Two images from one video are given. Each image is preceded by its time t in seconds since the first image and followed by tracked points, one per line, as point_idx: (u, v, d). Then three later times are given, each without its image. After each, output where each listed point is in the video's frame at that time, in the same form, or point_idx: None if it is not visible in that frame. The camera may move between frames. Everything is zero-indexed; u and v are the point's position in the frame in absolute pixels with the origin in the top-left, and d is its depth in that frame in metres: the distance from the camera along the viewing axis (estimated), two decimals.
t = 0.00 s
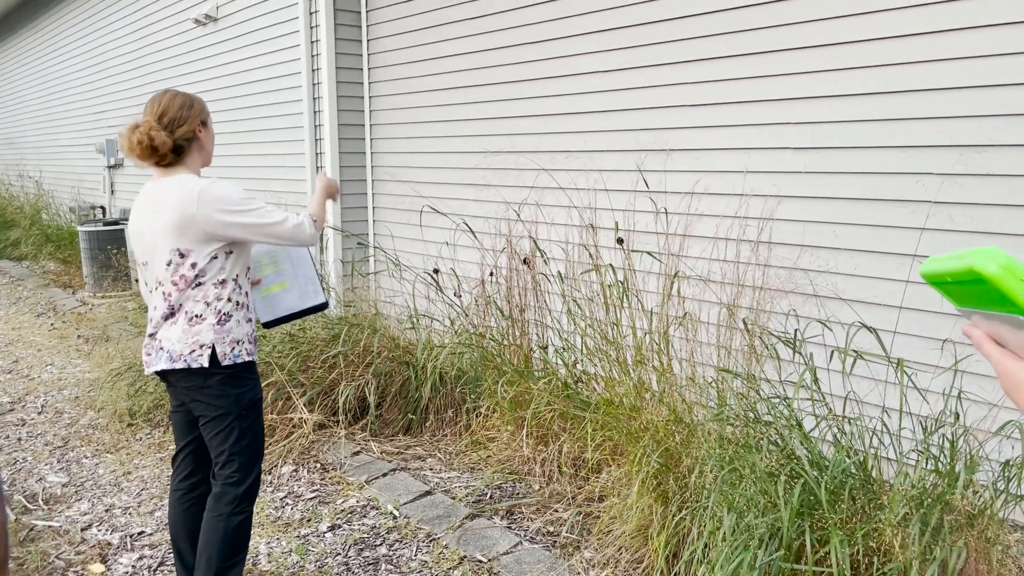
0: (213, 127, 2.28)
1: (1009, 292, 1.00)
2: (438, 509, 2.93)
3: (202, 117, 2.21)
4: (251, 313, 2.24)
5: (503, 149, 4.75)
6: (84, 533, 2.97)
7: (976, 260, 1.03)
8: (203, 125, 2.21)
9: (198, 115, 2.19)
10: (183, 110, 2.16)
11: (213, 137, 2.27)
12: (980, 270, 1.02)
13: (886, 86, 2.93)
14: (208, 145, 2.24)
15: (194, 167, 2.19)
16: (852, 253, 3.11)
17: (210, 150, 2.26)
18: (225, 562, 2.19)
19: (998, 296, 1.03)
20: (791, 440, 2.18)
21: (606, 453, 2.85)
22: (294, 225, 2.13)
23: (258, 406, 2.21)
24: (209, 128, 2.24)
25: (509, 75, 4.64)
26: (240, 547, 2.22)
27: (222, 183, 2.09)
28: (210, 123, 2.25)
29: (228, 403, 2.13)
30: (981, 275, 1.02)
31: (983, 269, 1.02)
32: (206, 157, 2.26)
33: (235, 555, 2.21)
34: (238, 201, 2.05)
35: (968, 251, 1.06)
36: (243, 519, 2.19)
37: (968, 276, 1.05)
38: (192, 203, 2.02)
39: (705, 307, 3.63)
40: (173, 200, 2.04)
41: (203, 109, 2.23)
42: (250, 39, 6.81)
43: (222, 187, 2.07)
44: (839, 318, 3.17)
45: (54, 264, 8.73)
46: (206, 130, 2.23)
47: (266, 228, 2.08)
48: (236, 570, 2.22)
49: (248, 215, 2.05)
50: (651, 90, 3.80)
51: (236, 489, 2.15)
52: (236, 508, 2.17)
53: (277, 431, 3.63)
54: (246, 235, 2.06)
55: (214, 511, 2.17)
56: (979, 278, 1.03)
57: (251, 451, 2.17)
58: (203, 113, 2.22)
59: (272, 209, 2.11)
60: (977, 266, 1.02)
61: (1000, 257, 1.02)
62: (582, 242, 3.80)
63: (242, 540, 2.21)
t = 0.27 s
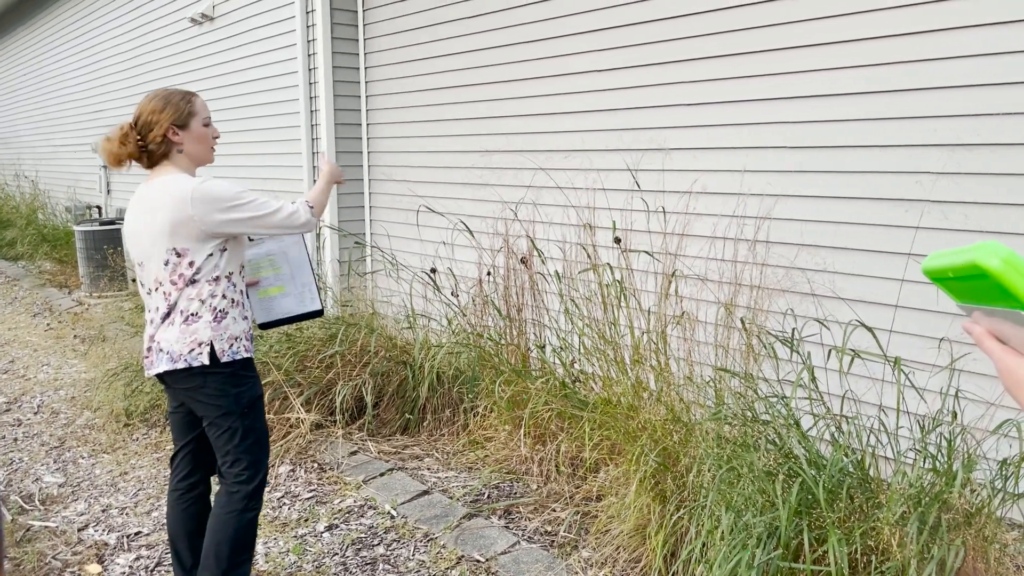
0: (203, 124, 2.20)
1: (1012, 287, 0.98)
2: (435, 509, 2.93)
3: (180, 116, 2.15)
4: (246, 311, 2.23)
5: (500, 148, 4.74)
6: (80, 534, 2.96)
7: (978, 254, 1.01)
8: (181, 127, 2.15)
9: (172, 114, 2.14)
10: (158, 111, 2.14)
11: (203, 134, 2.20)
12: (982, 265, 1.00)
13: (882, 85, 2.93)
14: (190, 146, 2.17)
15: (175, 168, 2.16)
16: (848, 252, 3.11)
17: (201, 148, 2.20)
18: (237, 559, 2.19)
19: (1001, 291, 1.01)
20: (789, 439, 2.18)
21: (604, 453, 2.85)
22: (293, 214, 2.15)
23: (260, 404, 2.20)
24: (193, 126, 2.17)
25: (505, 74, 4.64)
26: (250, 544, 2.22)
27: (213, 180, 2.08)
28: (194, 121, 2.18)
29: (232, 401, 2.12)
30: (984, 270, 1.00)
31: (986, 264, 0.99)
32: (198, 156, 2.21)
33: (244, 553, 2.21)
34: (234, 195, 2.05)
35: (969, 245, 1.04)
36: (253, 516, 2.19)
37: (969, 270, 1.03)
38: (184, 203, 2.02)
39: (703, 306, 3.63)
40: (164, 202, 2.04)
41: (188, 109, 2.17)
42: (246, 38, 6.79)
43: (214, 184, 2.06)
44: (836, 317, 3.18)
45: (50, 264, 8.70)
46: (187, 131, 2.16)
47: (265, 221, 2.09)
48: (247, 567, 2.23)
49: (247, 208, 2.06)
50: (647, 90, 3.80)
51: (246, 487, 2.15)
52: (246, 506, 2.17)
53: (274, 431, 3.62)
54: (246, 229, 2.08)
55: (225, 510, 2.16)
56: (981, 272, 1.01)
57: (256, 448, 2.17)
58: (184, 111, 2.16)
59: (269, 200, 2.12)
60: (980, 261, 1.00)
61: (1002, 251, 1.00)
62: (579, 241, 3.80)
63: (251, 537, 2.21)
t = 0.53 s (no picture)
0: (200, 122, 2.15)
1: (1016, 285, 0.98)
2: (434, 508, 2.93)
3: (175, 115, 2.12)
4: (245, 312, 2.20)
5: (498, 146, 4.74)
6: (78, 533, 2.95)
7: (983, 251, 1.01)
8: (178, 125, 2.13)
9: (167, 114, 2.12)
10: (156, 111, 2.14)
11: (202, 132, 2.15)
12: (987, 262, 1.00)
13: (880, 83, 2.93)
14: (187, 145, 2.14)
15: (173, 167, 2.14)
16: (846, 250, 3.11)
17: (200, 146, 2.16)
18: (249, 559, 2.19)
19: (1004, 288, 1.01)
20: (788, 437, 2.18)
21: (602, 451, 2.84)
22: (285, 217, 2.05)
23: (258, 402, 2.17)
24: (189, 124, 2.14)
25: (504, 73, 4.63)
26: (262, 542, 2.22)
27: (210, 181, 2.07)
28: (191, 119, 2.14)
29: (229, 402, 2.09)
30: (989, 267, 1.00)
31: (990, 261, 1.00)
32: (199, 154, 2.17)
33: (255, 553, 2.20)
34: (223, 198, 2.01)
35: (973, 241, 1.04)
36: (259, 516, 2.18)
37: (974, 267, 1.03)
38: (178, 204, 2.01)
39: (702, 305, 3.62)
40: (161, 203, 2.04)
41: (185, 107, 2.14)
42: (244, 37, 6.77)
43: (209, 185, 2.04)
44: (835, 315, 3.18)
45: (47, 263, 8.68)
46: (184, 130, 2.13)
47: (253, 226, 2.03)
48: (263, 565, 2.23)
49: (233, 212, 2.01)
50: (646, 88, 3.79)
51: (248, 488, 2.13)
52: (251, 507, 2.15)
53: (272, 430, 3.62)
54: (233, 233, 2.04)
55: (230, 513, 2.15)
56: (985, 269, 1.01)
57: (255, 449, 2.14)
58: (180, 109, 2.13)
59: (260, 204, 2.05)
60: (984, 257, 1.01)
61: (1006, 248, 1.00)
62: (578, 240, 3.80)
63: (260, 538, 2.20)
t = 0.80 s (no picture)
0: (216, 117, 2.11)
1: (1020, 278, 0.98)
2: (432, 506, 2.92)
3: (190, 110, 2.09)
4: (255, 313, 2.18)
5: (496, 144, 4.73)
6: (76, 532, 2.95)
7: (986, 244, 1.01)
8: (192, 121, 2.10)
9: (182, 109, 2.09)
10: (171, 105, 2.10)
11: (217, 127, 2.12)
12: (991, 254, 1.00)
13: (879, 81, 2.92)
14: (201, 141, 2.12)
15: (187, 163, 2.12)
16: (845, 248, 3.11)
17: (215, 142, 2.13)
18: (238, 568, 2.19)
19: (1007, 281, 1.01)
20: (787, 435, 2.17)
21: (600, 449, 2.84)
22: (285, 213, 1.97)
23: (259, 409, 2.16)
24: (204, 120, 2.10)
25: (501, 71, 4.62)
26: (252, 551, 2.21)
27: (216, 179, 2.03)
28: (206, 114, 2.10)
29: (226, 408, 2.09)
30: (992, 259, 1.00)
31: (994, 254, 0.99)
32: (214, 150, 2.14)
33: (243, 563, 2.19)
34: (225, 195, 1.97)
35: (978, 234, 1.04)
36: (248, 526, 2.17)
37: (977, 260, 1.03)
38: (182, 203, 1.99)
39: (700, 303, 3.62)
40: (167, 199, 2.02)
41: (198, 101, 2.10)
42: (240, 34, 6.76)
43: (213, 182, 2.00)
44: (833, 313, 3.18)
45: (44, 261, 8.67)
46: (198, 125, 2.10)
47: (254, 225, 1.96)
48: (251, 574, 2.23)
49: (234, 209, 1.96)
50: (644, 86, 3.79)
51: (239, 496, 2.14)
52: (241, 516, 2.15)
53: (269, 429, 3.61)
54: (234, 232, 1.99)
55: (218, 521, 2.15)
56: (989, 262, 1.01)
57: (250, 456, 2.14)
58: (194, 104, 2.09)
59: (262, 199, 1.98)
60: (988, 250, 1.00)
61: (1011, 241, 1.00)
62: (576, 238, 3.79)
63: (248, 548, 2.19)
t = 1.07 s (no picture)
0: (233, 116, 2.09)
1: None
2: (430, 504, 2.92)
3: (207, 106, 2.07)
4: (266, 317, 2.16)
5: (494, 142, 4.72)
6: (74, 530, 2.94)
7: (996, 231, 1.01)
8: (209, 117, 2.08)
9: (200, 104, 2.07)
10: (190, 98, 2.08)
11: (234, 127, 2.09)
12: (999, 242, 1.00)
13: (877, 78, 2.92)
14: (216, 138, 2.10)
15: (200, 160, 2.11)
16: (843, 245, 3.11)
17: (230, 141, 2.10)
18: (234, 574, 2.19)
19: (1014, 269, 1.01)
20: (785, 432, 2.17)
21: (598, 447, 2.84)
22: (291, 219, 1.92)
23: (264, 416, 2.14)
24: (220, 117, 2.08)
25: (499, 68, 4.61)
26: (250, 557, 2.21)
27: (228, 178, 2.02)
28: (224, 112, 2.08)
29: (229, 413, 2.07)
30: (1001, 246, 1.00)
31: (1002, 241, 1.00)
32: (228, 150, 2.12)
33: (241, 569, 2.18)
34: (234, 196, 1.95)
35: (988, 221, 1.04)
36: (248, 533, 2.17)
37: (985, 248, 1.03)
38: (190, 201, 1.97)
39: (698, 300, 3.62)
40: (176, 197, 2.01)
41: (217, 97, 2.08)
42: (238, 31, 6.74)
43: (223, 182, 1.99)
44: (831, 311, 3.18)
45: (41, 259, 8.65)
46: (214, 122, 2.08)
47: (260, 227, 1.94)
48: None
49: (240, 210, 1.94)
50: (642, 83, 3.78)
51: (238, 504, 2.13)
52: (239, 524, 2.15)
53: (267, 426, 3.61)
54: (240, 234, 1.96)
55: (217, 526, 2.15)
56: (997, 249, 1.01)
57: (251, 463, 2.12)
58: (213, 101, 2.07)
59: (270, 204, 1.95)
60: (997, 237, 1.00)
61: (1020, 228, 1.00)
62: (574, 236, 3.79)
63: (247, 555, 2.18)
